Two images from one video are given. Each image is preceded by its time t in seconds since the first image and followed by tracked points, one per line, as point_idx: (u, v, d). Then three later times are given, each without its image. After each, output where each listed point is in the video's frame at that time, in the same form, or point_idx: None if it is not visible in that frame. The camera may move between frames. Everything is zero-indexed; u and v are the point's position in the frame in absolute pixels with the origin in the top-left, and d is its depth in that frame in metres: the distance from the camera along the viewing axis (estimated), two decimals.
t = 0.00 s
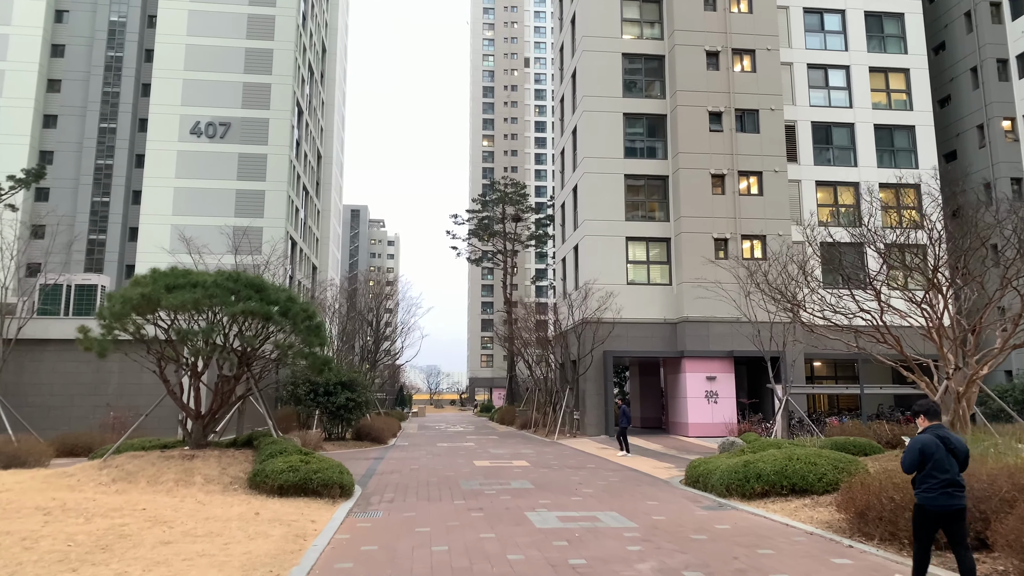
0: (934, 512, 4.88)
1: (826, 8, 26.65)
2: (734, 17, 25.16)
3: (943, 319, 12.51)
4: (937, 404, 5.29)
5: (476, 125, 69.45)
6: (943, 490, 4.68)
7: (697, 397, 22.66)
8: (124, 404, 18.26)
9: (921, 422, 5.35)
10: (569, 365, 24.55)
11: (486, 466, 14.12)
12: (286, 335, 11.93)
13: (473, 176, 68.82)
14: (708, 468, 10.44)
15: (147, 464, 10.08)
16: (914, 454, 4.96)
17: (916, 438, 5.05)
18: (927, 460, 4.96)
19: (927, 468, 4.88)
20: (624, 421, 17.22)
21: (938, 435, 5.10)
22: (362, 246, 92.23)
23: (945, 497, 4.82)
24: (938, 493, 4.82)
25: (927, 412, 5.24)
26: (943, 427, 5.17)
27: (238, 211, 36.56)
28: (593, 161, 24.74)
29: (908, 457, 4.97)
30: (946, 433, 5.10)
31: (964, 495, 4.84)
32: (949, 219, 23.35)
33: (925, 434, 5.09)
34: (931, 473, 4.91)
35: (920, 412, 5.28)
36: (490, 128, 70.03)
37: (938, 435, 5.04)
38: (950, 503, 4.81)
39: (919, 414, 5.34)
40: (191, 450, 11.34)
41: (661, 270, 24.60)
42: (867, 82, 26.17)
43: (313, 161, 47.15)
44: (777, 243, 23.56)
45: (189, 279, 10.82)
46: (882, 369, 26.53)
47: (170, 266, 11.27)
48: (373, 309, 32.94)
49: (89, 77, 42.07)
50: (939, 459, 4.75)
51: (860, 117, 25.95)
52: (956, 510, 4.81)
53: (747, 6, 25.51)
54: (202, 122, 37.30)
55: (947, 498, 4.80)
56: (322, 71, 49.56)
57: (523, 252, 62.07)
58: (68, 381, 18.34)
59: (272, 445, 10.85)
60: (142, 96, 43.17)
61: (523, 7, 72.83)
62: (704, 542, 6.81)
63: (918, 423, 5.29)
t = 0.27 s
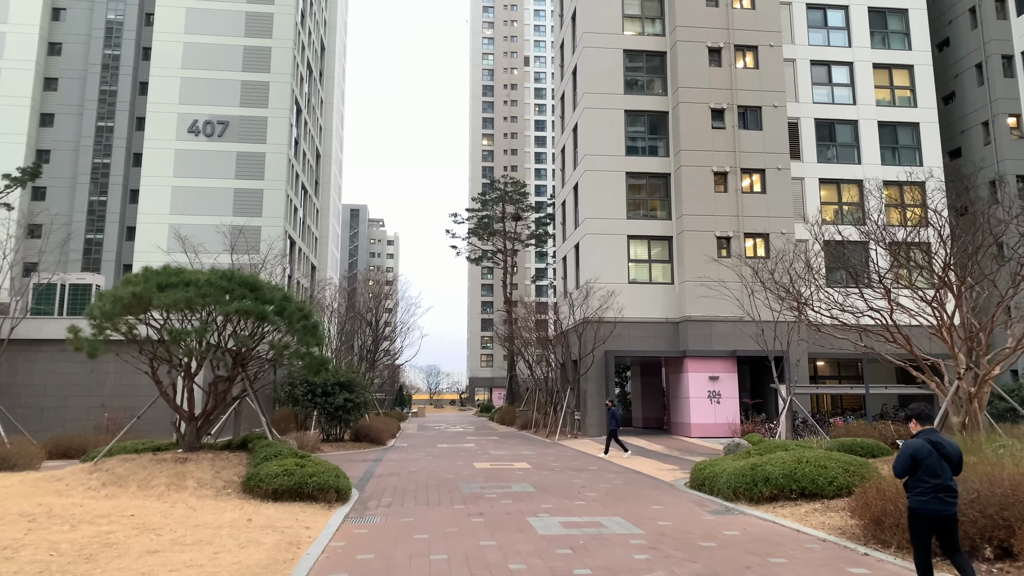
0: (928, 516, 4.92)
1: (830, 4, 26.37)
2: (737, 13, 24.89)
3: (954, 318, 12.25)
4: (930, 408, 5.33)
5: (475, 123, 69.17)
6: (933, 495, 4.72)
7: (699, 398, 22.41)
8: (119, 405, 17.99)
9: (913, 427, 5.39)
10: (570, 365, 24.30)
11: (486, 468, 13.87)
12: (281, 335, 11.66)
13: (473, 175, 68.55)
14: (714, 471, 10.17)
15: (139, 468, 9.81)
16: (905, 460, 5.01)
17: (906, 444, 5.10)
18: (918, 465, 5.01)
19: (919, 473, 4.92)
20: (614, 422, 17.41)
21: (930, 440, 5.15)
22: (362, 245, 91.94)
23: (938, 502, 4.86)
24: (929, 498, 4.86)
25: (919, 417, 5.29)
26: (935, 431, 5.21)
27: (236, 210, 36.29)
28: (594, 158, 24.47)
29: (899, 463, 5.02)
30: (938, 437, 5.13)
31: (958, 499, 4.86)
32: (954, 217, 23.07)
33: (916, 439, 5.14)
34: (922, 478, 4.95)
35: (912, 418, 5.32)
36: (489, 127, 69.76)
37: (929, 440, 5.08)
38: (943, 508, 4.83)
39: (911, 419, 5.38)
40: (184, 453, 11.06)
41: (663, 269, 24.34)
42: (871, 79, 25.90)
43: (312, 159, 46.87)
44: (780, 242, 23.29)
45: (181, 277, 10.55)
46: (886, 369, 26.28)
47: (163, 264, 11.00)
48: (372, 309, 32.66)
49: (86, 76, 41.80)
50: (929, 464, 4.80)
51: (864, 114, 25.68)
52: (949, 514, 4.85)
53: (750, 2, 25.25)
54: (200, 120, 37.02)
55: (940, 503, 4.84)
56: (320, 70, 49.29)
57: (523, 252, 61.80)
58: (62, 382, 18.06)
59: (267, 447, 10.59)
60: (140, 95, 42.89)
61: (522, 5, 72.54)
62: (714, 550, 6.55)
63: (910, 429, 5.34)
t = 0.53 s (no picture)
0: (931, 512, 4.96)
1: (834, 1, 26.15)
2: (741, 9, 24.66)
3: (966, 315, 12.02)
4: (933, 405, 5.35)
5: (475, 122, 68.94)
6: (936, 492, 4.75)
7: (702, 397, 22.17)
8: (115, 402, 17.73)
9: (917, 423, 5.41)
10: (571, 364, 24.06)
11: (487, 468, 13.63)
12: (279, 331, 11.43)
13: (473, 174, 68.29)
14: (722, 471, 9.91)
15: (131, 467, 9.55)
16: (906, 457, 5.05)
17: (908, 442, 5.13)
18: (920, 462, 5.03)
19: (921, 470, 4.96)
20: (603, 421, 16.97)
21: (932, 437, 5.18)
22: (360, 244, 91.59)
23: (941, 498, 4.89)
24: (933, 495, 4.90)
25: (923, 414, 5.30)
26: (938, 429, 5.22)
27: (235, 207, 36.01)
28: (596, 156, 24.23)
29: (900, 459, 5.06)
30: (940, 434, 5.15)
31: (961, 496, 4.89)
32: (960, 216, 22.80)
33: (919, 436, 5.16)
34: (925, 475, 4.98)
35: (915, 415, 5.34)
36: (489, 126, 69.51)
37: (930, 437, 5.11)
38: (946, 504, 4.87)
39: (914, 416, 5.40)
40: (179, 452, 10.82)
41: (665, 268, 24.12)
42: (875, 77, 25.69)
43: (312, 157, 46.65)
44: (784, 240, 23.05)
45: (176, 271, 10.33)
46: (890, 370, 26.04)
47: (157, 258, 10.77)
48: (371, 307, 32.37)
49: (84, 72, 41.53)
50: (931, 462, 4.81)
51: (868, 112, 25.47)
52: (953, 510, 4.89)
53: None
54: (199, 117, 36.79)
55: (943, 499, 4.87)
56: (320, 68, 49.05)
57: (523, 251, 61.53)
58: (57, 378, 17.81)
59: (263, 445, 10.33)
60: (139, 91, 42.60)
61: (523, 5, 72.34)
62: (725, 553, 6.31)
63: (913, 425, 5.36)
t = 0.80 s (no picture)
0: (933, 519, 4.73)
1: None
2: (743, 7, 24.42)
3: (980, 317, 11.77)
4: (939, 408, 5.06)
5: (474, 123, 68.73)
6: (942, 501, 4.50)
7: (706, 399, 21.91)
8: (110, 406, 17.46)
9: (921, 427, 5.13)
10: (572, 366, 23.82)
11: (489, 472, 13.37)
12: (276, 334, 11.16)
13: (472, 174, 68.07)
14: (732, 476, 9.62)
15: (124, 474, 9.29)
16: (912, 463, 4.78)
17: (913, 446, 4.84)
18: (925, 469, 4.77)
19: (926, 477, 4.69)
20: (595, 424, 16.46)
21: (938, 442, 4.90)
22: (360, 246, 91.35)
23: (945, 506, 4.64)
24: (937, 503, 4.64)
25: (929, 418, 5.01)
26: (944, 434, 4.94)
27: (233, 209, 35.75)
28: (597, 155, 23.98)
29: (905, 465, 4.79)
30: (946, 439, 4.87)
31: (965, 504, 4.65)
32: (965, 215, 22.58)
33: (924, 440, 4.89)
34: (930, 481, 4.72)
35: (920, 419, 5.05)
36: (489, 126, 69.30)
37: (936, 443, 4.83)
38: (949, 513, 4.64)
39: (919, 420, 5.11)
40: (174, 458, 10.56)
41: (667, 267, 23.84)
42: (878, 74, 25.46)
43: (310, 158, 46.43)
44: (788, 240, 22.81)
45: (171, 273, 10.07)
46: (895, 370, 25.80)
47: (151, 260, 10.50)
48: (371, 309, 32.11)
49: (81, 73, 41.25)
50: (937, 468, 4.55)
51: (872, 110, 25.23)
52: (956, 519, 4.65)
53: None
54: (197, 118, 36.55)
55: (947, 507, 4.63)
56: (319, 68, 48.82)
57: (523, 252, 61.31)
58: (51, 383, 17.53)
59: (260, 451, 10.06)
60: (136, 92, 42.34)
61: (522, 5, 72.13)
62: (741, 564, 6.05)
63: (918, 430, 5.07)
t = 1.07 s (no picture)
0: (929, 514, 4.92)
1: None
2: (747, 2, 24.17)
3: (993, 315, 11.54)
4: (936, 409, 5.32)
5: (475, 122, 68.47)
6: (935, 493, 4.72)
7: (709, 398, 21.67)
8: (105, 404, 17.23)
9: (919, 427, 5.38)
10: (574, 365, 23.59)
11: (490, 472, 13.13)
12: (274, 330, 10.94)
13: (473, 173, 67.80)
14: (740, 477, 9.37)
15: (117, 473, 9.07)
16: (909, 459, 5.02)
17: (910, 443, 5.10)
18: (921, 464, 5.01)
19: (922, 471, 4.93)
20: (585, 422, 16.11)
21: (934, 440, 5.15)
22: (360, 245, 91.07)
23: (940, 501, 4.85)
24: (932, 497, 4.86)
25: (925, 417, 5.28)
26: (940, 432, 5.20)
27: (233, 206, 35.50)
28: (600, 151, 23.72)
29: (902, 461, 5.03)
30: (942, 437, 5.12)
31: (960, 498, 4.85)
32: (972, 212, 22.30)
33: (921, 438, 5.14)
34: (925, 476, 4.95)
35: (917, 418, 5.33)
36: (489, 125, 69.04)
37: (932, 440, 5.08)
38: (944, 507, 4.83)
39: (917, 420, 5.38)
40: (169, 457, 10.33)
41: (670, 265, 23.60)
42: (883, 71, 25.19)
43: (310, 156, 46.21)
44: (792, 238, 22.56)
45: (165, 268, 9.85)
46: (900, 370, 25.53)
47: (145, 255, 10.28)
48: (371, 308, 31.84)
49: (80, 70, 41.03)
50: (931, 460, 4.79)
51: (877, 107, 24.97)
52: (952, 513, 4.84)
53: None
54: (197, 115, 36.32)
55: (942, 502, 4.83)
56: (319, 66, 48.58)
57: (523, 251, 61.04)
58: (46, 380, 17.30)
59: (256, 450, 9.83)
60: (135, 89, 42.09)
61: (523, 3, 71.89)
62: (753, 568, 5.82)
63: (915, 429, 5.34)
